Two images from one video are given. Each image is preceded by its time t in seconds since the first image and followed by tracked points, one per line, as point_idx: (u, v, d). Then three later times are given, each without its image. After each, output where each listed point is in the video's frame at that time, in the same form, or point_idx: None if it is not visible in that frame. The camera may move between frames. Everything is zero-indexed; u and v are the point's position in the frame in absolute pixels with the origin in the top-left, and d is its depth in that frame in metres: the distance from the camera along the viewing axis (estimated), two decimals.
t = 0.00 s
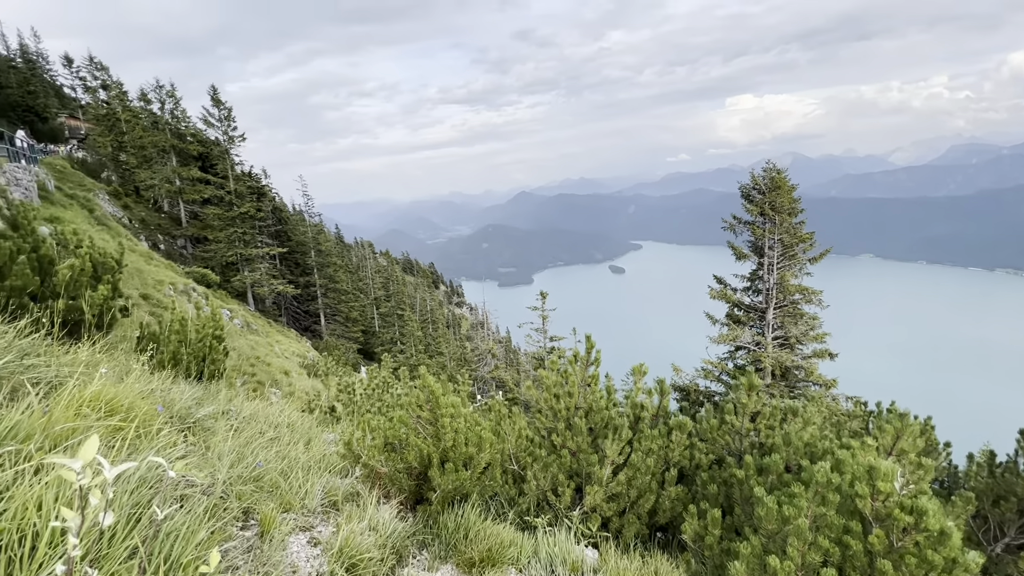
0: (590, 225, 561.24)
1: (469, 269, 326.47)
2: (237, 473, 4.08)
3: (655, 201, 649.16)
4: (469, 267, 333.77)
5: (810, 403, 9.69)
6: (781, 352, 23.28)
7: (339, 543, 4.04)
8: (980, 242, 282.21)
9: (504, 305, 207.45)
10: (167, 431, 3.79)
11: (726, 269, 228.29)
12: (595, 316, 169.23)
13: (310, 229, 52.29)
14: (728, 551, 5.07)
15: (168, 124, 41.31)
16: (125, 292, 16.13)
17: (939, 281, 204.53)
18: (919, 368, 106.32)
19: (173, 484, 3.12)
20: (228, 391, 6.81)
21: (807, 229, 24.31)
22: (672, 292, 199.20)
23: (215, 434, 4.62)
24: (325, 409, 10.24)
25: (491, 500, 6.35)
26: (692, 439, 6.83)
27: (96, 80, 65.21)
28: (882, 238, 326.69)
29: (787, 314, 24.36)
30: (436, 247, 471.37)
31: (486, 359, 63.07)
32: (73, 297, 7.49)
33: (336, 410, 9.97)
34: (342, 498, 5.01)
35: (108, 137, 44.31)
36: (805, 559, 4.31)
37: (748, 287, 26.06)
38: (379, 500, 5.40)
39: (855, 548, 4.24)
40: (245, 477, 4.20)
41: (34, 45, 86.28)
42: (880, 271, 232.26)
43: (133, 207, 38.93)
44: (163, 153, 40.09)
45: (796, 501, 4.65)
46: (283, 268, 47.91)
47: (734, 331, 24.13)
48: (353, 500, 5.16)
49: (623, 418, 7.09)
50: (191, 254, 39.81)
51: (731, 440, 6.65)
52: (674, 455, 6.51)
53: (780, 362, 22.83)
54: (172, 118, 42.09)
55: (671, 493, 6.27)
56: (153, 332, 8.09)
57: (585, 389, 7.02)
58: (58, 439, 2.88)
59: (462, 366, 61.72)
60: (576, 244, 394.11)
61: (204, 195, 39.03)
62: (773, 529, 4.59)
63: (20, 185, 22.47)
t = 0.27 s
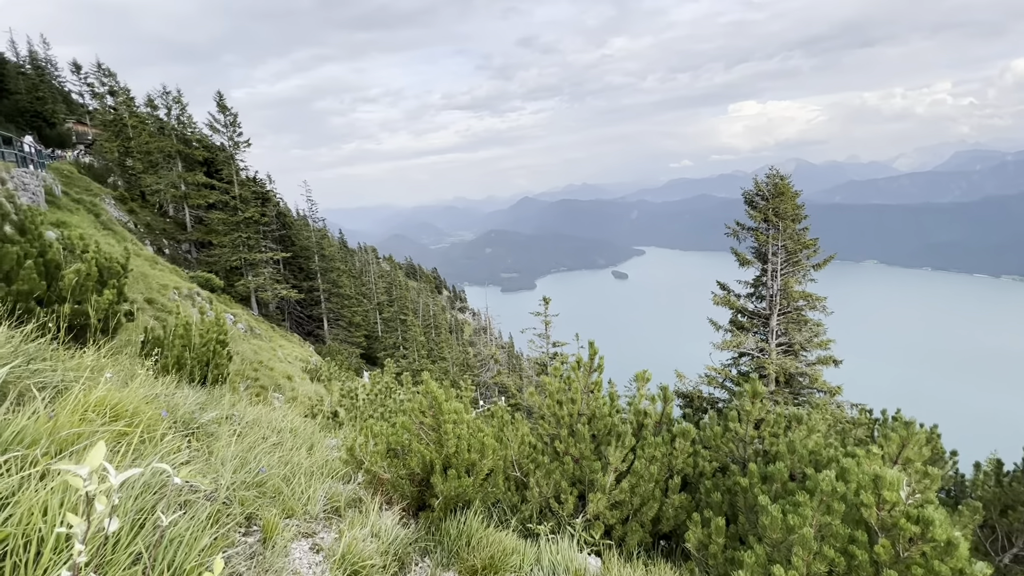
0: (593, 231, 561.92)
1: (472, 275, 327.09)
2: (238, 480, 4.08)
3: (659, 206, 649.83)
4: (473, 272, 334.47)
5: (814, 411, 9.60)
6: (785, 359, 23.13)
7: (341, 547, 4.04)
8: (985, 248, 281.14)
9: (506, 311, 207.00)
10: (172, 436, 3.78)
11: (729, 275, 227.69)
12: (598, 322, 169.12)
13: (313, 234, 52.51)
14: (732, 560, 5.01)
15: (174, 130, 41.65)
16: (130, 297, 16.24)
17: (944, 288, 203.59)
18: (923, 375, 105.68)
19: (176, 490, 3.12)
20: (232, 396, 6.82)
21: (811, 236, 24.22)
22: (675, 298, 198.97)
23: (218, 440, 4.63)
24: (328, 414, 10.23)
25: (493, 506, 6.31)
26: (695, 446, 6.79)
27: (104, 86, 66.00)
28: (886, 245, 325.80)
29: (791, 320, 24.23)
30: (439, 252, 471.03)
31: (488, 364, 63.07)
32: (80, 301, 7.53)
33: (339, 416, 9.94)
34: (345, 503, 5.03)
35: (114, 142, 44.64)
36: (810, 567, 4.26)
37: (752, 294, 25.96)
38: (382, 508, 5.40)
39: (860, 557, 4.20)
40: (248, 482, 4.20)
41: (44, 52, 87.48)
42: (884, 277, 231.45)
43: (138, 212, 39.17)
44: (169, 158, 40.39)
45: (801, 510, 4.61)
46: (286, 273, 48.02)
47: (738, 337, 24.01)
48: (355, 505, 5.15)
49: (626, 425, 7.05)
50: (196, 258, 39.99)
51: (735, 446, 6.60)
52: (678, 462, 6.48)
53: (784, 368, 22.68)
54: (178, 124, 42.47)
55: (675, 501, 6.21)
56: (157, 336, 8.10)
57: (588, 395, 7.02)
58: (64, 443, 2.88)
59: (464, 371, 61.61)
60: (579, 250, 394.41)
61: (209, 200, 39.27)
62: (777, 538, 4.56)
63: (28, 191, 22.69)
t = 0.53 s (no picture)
0: (595, 236, 562.30)
1: (475, 280, 327.49)
2: (240, 484, 4.08)
3: (661, 212, 650.23)
4: (475, 277, 334.87)
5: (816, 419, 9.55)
6: (788, 365, 23.02)
7: (341, 554, 4.02)
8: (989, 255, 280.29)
9: (508, 316, 206.63)
10: (171, 441, 3.78)
11: (732, 281, 227.22)
12: (600, 327, 168.93)
13: (316, 239, 52.72)
14: (735, 568, 4.97)
15: (179, 135, 41.96)
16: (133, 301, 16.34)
17: (947, 294, 202.93)
18: (927, 382, 105.09)
19: (177, 497, 3.13)
20: (234, 400, 6.84)
21: (813, 242, 24.17)
22: (677, 303, 198.74)
23: (219, 445, 4.62)
24: (329, 419, 10.23)
25: (495, 514, 6.30)
26: (698, 454, 6.75)
27: (110, 92, 66.87)
28: (889, 251, 325.28)
29: (794, 327, 24.14)
30: (442, 256, 470.96)
31: (490, 369, 62.99)
32: (83, 305, 7.55)
33: (339, 421, 9.92)
34: (345, 509, 5.02)
35: (120, 147, 44.96)
36: None
37: (754, 300, 25.91)
38: (382, 514, 5.40)
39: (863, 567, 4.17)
40: (249, 487, 4.20)
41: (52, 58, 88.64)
42: (887, 284, 230.73)
43: (142, 216, 39.36)
44: (173, 162, 40.68)
45: (802, 519, 4.58)
46: (289, 277, 48.13)
47: (741, 343, 23.93)
48: (356, 511, 5.15)
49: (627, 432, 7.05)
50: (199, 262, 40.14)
51: (737, 454, 6.58)
52: (679, 469, 6.44)
53: (787, 375, 22.58)
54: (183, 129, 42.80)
55: (676, 509, 6.17)
56: (159, 340, 8.12)
57: (590, 401, 7.01)
58: (64, 449, 2.88)
59: (466, 376, 61.53)
60: (581, 255, 394.50)
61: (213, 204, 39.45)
62: (779, 546, 4.53)
63: (33, 195, 22.83)
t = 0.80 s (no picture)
0: (596, 242, 562.45)
1: (475, 284, 327.47)
2: (241, 489, 4.07)
3: (662, 218, 650.65)
4: (476, 282, 334.83)
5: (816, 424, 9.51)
6: (789, 372, 22.95)
7: (341, 560, 4.00)
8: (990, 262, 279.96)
9: (509, 321, 206.26)
10: (174, 447, 3.78)
11: (733, 287, 226.86)
12: (601, 333, 168.69)
13: (318, 243, 52.83)
14: None
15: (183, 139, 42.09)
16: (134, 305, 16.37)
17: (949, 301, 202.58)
18: (928, 389, 104.79)
19: (177, 503, 3.13)
20: (234, 404, 6.82)
21: (814, 249, 24.16)
22: (678, 309, 198.55)
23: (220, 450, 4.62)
24: (329, 423, 10.21)
25: (495, 520, 6.25)
26: (699, 460, 6.72)
27: (115, 96, 66.96)
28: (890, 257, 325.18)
29: (795, 333, 24.10)
30: (443, 261, 471.00)
31: (490, 374, 63.04)
32: (86, 308, 7.56)
33: (340, 426, 9.90)
34: (345, 515, 5.00)
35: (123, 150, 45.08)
36: None
37: (756, 306, 25.87)
38: (383, 520, 5.38)
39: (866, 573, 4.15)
40: (250, 492, 4.19)
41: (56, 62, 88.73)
42: (889, 290, 230.47)
43: (144, 219, 39.45)
44: (177, 166, 40.82)
45: (804, 525, 4.58)
46: (291, 281, 48.18)
47: (742, 349, 23.87)
48: (355, 517, 5.13)
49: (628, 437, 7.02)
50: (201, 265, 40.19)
51: (739, 460, 6.55)
52: (680, 474, 6.42)
53: (788, 382, 22.51)
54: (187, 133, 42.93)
55: (678, 515, 6.14)
56: (161, 344, 8.11)
57: (591, 407, 7.02)
58: (69, 453, 2.89)
59: (466, 381, 61.47)
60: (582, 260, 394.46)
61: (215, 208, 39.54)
62: (781, 553, 4.49)
63: (37, 198, 22.94)
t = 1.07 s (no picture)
0: (597, 246, 562.84)
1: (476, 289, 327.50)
2: (241, 493, 4.06)
3: (663, 223, 650.93)
4: (477, 286, 334.92)
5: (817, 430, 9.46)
6: (790, 377, 22.92)
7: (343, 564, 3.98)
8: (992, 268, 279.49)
9: (510, 325, 206.09)
10: (179, 450, 3.80)
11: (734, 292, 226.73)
12: (602, 337, 168.38)
13: (319, 246, 52.94)
14: None
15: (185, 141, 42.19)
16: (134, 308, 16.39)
17: (950, 307, 202.14)
18: (930, 395, 104.31)
19: (181, 507, 3.15)
20: (235, 407, 6.83)
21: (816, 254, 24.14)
22: (679, 314, 198.29)
23: (222, 454, 4.62)
24: (329, 427, 10.19)
25: (495, 526, 6.23)
26: (700, 465, 6.68)
27: (118, 99, 67.33)
28: (891, 263, 324.86)
29: (796, 338, 24.04)
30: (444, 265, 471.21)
31: (490, 378, 62.92)
32: (89, 311, 7.59)
33: (341, 429, 9.89)
34: (346, 519, 4.99)
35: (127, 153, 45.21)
36: None
37: (757, 311, 25.85)
38: (383, 525, 5.37)
39: None
40: (250, 496, 4.18)
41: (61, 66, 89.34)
42: (890, 296, 230.11)
43: (146, 222, 39.54)
44: (179, 169, 40.94)
45: (804, 532, 4.57)
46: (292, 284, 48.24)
47: (743, 355, 23.83)
48: (357, 522, 5.13)
49: (629, 442, 7.00)
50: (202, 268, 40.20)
51: (740, 466, 6.54)
52: (681, 481, 6.38)
53: (790, 388, 22.49)
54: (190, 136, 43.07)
55: (679, 520, 6.12)
56: (163, 347, 8.14)
57: (593, 414, 7.01)
58: (69, 455, 2.88)
59: (467, 385, 61.41)
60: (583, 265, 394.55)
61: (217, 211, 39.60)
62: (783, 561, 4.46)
63: (41, 201, 23.05)
